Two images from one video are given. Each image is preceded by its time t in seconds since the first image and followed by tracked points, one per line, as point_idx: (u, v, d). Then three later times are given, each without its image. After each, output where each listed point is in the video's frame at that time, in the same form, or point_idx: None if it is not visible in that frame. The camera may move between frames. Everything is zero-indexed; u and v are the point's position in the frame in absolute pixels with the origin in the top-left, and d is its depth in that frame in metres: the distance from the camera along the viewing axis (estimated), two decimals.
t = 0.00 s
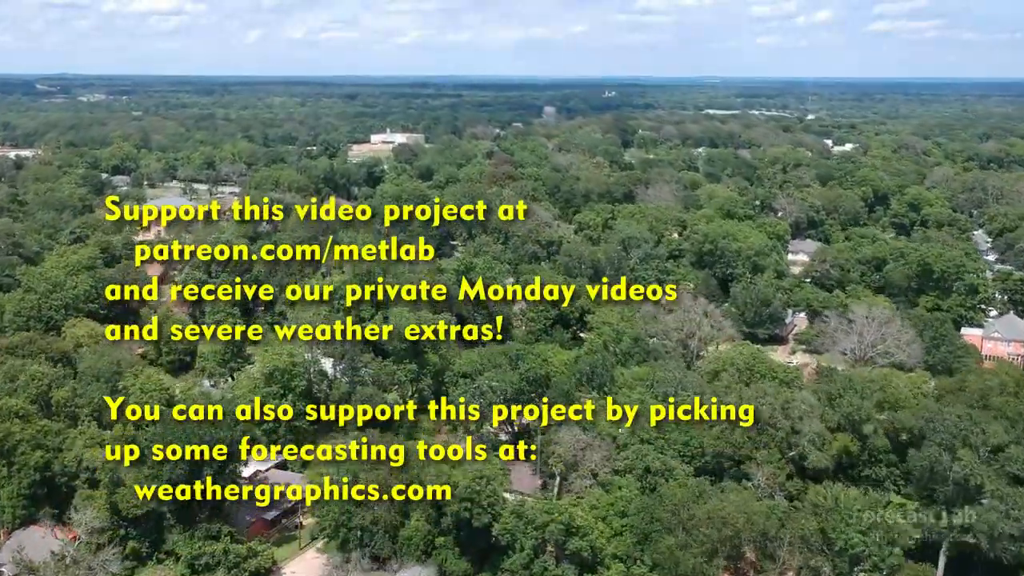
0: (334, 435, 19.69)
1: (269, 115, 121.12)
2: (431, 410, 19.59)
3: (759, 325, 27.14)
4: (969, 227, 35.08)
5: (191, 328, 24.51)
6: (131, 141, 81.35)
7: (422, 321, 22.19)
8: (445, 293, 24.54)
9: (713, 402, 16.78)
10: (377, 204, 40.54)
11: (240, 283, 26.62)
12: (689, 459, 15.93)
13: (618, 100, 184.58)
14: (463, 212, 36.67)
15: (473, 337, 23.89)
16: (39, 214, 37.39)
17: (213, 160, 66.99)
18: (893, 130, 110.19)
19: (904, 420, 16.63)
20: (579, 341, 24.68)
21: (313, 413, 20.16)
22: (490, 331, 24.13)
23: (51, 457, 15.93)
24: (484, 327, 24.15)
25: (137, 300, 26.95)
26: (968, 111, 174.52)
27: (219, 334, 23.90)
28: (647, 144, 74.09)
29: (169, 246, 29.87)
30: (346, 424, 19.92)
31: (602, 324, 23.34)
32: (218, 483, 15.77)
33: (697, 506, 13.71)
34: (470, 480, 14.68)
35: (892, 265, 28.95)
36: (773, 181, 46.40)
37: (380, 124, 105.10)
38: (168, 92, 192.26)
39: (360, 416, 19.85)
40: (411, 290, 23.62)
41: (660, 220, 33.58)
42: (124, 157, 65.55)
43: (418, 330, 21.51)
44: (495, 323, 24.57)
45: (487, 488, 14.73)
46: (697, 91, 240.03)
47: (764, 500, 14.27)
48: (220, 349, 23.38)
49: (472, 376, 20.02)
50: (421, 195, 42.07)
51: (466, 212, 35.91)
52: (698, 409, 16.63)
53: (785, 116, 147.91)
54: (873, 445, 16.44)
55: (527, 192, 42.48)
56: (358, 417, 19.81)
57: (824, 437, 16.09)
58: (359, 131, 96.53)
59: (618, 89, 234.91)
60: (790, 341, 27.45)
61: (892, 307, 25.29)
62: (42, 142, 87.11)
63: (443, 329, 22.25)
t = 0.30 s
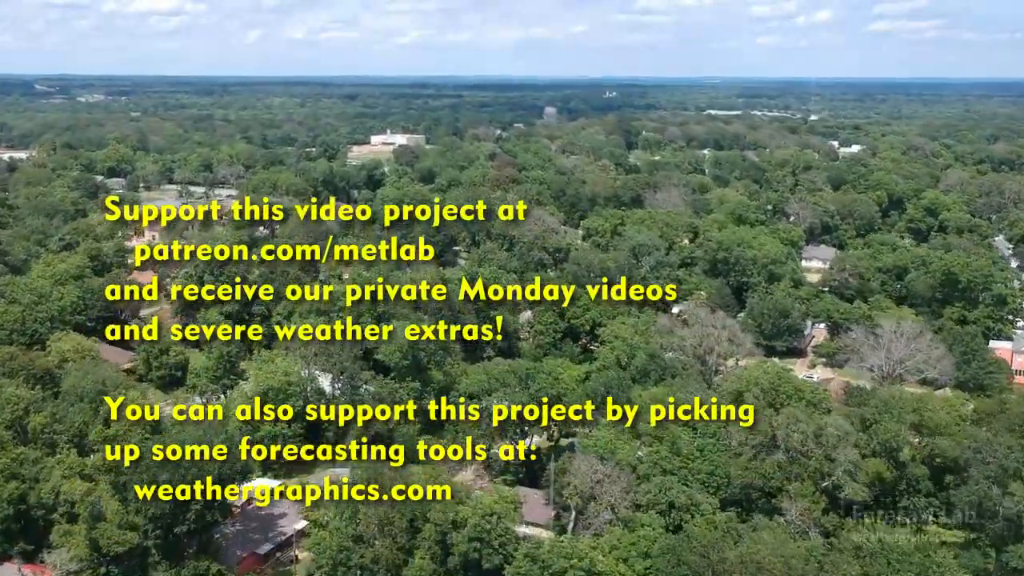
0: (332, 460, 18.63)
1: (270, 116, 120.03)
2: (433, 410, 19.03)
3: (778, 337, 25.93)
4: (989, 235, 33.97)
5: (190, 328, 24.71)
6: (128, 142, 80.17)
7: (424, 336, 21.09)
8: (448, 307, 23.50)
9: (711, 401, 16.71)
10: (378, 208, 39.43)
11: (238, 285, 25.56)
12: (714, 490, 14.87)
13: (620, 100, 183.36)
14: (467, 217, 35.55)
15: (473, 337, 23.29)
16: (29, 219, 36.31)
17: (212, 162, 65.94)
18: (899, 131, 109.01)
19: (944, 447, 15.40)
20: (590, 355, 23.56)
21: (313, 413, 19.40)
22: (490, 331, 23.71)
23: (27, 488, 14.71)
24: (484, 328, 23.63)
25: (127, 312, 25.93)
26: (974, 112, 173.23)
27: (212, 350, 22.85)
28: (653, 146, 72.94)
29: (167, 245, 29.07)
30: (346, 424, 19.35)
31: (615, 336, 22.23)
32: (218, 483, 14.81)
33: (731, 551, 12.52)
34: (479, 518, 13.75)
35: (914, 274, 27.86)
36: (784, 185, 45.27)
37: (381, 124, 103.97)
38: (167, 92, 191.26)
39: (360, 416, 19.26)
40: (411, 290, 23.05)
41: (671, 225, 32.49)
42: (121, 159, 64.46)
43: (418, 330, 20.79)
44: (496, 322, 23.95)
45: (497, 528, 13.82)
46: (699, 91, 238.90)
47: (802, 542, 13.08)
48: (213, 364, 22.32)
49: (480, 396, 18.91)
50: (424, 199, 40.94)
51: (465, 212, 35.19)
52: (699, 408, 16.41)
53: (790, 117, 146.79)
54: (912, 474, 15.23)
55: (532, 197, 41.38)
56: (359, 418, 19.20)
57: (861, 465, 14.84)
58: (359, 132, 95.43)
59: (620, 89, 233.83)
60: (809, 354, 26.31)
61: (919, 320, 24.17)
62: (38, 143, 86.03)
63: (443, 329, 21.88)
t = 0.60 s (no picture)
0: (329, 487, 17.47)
1: (268, 116, 118.39)
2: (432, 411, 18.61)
3: (796, 349, 24.82)
4: (1010, 240, 32.87)
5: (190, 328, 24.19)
6: (125, 143, 78.94)
7: (426, 352, 19.84)
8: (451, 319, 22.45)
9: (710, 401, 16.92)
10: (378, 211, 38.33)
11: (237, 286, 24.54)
12: (742, 524, 13.77)
13: (620, 99, 182.19)
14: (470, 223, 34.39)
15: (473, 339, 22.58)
16: (17, 224, 35.15)
17: (209, 163, 64.74)
18: (904, 131, 107.87)
19: (992, 477, 14.25)
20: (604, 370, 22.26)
21: (313, 413, 18.34)
22: (490, 330, 22.90)
23: None
24: (484, 327, 22.83)
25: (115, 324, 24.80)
26: (978, 112, 172.00)
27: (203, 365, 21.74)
28: (657, 147, 71.80)
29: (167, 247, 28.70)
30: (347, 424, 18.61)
31: (628, 352, 20.99)
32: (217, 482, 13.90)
33: None
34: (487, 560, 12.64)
35: (938, 283, 26.77)
36: (795, 188, 44.15)
37: (381, 125, 102.74)
38: (166, 92, 190.07)
39: (361, 417, 18.69)
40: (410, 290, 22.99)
41: (681, 230, 31.40)
42: (117, 161, 63.29)
43: (417, 331, 20.93)
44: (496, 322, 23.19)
45: (508, 572, 12.72)
46: (701, 91, 237.73)
47: None
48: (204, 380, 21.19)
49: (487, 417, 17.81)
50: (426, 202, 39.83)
51: (465, 212, 35.59)
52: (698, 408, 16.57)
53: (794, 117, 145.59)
54: (957, 507, 14.08)
55: (536, 202, 40.31)
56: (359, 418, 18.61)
57: (904, 496, 13.68)
58: (358, 133, 94.21)
59: (621, 89, 232.66)
60: (829, 367, 25.21)
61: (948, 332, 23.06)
62: (33, 143, 84.77)
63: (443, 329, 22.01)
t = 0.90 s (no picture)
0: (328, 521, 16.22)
1: (267, 117, 117.15)
2: (433, 410, 18.28)
3: (817, 362, 23.65)
4: None
5: (190, 328, 22.92)
6: (121, 145, 77.72)
7: (429, 371, 18.71)
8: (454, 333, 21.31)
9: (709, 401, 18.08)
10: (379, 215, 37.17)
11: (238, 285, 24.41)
12: (776, 564, 12.62)
13: (623, 99, 181.12)
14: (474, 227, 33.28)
15: (472, 338, 21.34)
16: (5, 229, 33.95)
17: (206, 164, 63.60)
18: (911, 132, 106.57)
19: None
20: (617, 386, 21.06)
21: (313, 413, 17.77)
22: (491, 330, 21.74)
23: None
24: (484, 326, 21.67)
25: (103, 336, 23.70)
26: (984, 113, 170.96)
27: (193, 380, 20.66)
28: (663, 150, 70.61)
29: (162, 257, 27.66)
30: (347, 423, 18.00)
31: (644, 368, 19.79)
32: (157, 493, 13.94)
33: None
34: None
35: (963, 293, 25.61)
36: (808, 193, 42.97)
37: (382, 126, 101.51)
38: (165, 92, 188.87)
39: (361, 417, 18.17)
40: (410, 290, 23.38)
41: (694, 236, 30.24)
42: (112, 163, 62.11)
43: (418, 330, 21.01)
44: (496, 323, 22.00)
45: None
46: (703, 91, 236.45)
47: None
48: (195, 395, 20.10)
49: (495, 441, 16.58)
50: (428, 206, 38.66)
51: (465, 212, 35.08)
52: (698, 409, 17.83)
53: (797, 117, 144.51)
54: (1010, 544, 12.80)
55: (541, 206, 39.22)
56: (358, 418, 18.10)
57: (956, 535, 12.48)
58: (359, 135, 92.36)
59: (623, 89, 231.49)
60: (851, 381, 24.02)
61: (980, 348, 21.88)
62: (29, 144, 83.53)
63: (444, 329, 21.34)
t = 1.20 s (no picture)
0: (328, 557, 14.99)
1: (267, 117, 116.04)
2: (434, 410, 17.30)
3: (841, 377, 22.50)
4: None
5: (190, 327, 22.13)
6: (118, 146, 76.57)
7: (432, 391, 17.50)
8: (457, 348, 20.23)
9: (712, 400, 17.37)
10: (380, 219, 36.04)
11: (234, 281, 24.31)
12: None
13: (624, 100, 180.11)
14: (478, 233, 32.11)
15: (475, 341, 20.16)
16: None
17: (202, 164, 62.38)
18: (917, 133, 105.50)
19: None
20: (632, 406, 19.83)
21: (312, 413, 17.19)
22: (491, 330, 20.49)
23: None
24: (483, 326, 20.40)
25: (89, 349, 22.52)
26: (987, 113, 170.13)
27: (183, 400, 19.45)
28: (667, 151, 69.49)
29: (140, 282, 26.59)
30: (345, 425, 17.46)
31: (661, 388, 18.54)
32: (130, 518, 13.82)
33: None
34: None
35: (993, 305, 24.46)
36: (820, 196, 41.85)
37: (382, 127, 100.37)
38: (164, 92, 187.62)
39: (360, 417, 17.68)
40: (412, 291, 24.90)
41: (707, 243, 29.12)
42: (107, 164, 60.96)
43: (418, 329, 20.20)
44: (496, 322, 20.71)
45: None
46: (704, 91, 235.36)
47: None
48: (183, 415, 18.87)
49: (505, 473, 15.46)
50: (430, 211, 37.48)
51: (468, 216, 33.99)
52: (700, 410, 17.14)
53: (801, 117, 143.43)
54: None
55: (546, 209, 38.10)
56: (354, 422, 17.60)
57: None
58: (359, 135, 91.24)
59: (624, 89, 230.38)
60: (876, 397, 22.89)
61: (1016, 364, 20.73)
62: (25, 145, 82.39)
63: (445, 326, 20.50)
